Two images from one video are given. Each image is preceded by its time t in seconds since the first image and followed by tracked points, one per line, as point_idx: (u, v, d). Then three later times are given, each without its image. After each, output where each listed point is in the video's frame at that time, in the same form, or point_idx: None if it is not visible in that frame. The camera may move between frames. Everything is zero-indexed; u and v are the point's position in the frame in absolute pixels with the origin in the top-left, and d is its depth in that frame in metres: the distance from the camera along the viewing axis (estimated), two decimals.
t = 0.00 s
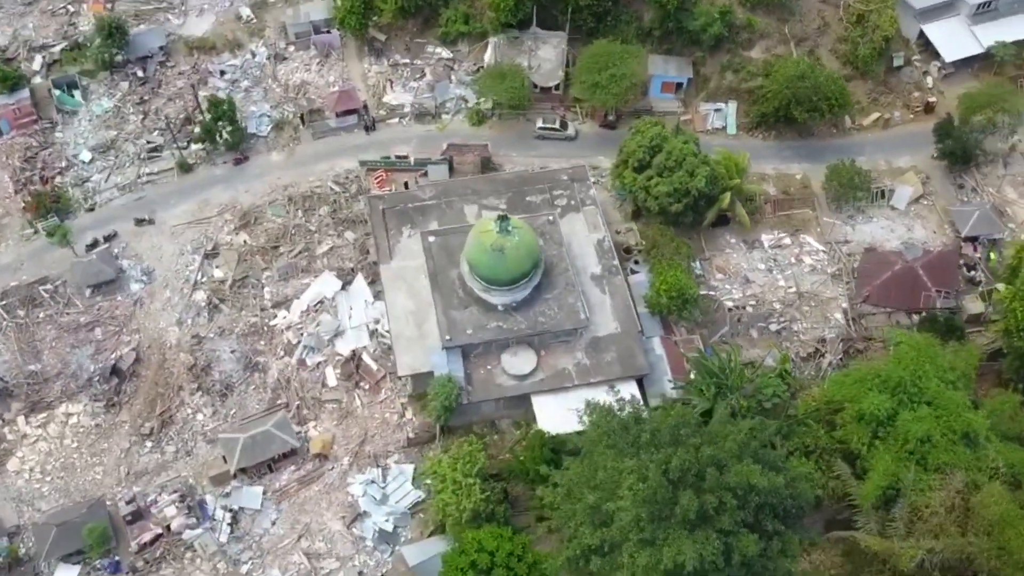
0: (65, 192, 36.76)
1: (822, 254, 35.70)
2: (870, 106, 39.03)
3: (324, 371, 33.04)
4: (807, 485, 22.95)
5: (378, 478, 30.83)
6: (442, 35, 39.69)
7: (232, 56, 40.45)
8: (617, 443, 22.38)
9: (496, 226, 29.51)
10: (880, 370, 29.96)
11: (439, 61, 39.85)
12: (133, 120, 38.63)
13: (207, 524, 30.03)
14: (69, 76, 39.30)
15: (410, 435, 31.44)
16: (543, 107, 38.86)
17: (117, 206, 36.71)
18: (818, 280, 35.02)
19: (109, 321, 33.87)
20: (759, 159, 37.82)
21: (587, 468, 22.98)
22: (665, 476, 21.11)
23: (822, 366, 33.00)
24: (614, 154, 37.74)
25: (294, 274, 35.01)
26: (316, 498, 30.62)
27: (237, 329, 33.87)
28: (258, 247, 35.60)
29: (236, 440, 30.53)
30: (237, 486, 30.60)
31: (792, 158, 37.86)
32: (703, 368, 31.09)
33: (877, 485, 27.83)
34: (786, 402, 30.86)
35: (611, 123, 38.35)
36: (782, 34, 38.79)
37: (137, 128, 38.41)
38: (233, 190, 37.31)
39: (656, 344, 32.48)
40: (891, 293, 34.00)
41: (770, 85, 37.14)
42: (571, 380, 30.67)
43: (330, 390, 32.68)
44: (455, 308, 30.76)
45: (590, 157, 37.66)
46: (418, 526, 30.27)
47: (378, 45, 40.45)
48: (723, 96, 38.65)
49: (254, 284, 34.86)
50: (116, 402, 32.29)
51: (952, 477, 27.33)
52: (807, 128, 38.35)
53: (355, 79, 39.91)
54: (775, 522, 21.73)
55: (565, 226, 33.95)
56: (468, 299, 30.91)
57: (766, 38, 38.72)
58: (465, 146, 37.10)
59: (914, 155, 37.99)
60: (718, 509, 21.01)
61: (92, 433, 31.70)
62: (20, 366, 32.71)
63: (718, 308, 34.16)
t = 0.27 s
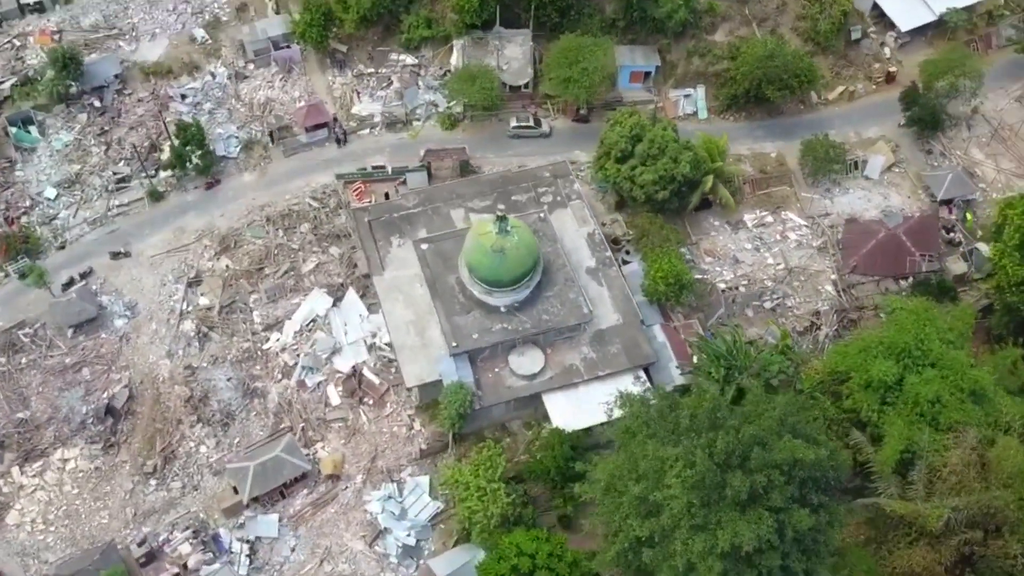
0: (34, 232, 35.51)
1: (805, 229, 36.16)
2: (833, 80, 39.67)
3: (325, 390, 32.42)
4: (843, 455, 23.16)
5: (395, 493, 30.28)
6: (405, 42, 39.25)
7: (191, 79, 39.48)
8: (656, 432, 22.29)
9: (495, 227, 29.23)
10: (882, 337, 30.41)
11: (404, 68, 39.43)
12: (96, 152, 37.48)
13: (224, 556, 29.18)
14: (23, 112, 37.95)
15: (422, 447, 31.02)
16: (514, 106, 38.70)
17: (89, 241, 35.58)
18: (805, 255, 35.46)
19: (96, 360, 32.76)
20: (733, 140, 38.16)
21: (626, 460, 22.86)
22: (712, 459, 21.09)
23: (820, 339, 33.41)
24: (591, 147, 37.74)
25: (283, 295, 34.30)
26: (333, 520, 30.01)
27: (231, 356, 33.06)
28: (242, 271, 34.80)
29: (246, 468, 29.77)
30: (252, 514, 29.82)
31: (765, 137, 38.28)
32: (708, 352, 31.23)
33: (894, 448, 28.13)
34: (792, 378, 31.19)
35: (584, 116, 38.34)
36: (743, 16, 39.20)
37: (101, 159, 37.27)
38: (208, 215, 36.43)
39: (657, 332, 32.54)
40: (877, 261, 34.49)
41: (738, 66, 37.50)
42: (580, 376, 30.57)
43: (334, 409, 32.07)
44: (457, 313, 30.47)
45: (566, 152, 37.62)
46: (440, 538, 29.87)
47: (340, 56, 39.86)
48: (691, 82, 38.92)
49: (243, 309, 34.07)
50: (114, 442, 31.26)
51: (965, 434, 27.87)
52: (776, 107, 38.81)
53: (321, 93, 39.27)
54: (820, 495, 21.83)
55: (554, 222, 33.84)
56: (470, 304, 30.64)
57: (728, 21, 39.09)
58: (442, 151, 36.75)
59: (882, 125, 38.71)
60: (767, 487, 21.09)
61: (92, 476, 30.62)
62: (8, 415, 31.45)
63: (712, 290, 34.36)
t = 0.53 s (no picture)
0: (8, 273, 34.29)
1: (788, 209, 36.58)
2: (799, 60, 40.18)
3: (330, 410, 31.83)
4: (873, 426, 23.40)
5: (413, 507, 29.89)
6: (372, 52, 38.72)
7: (156, 104, 38.49)
8: (693, 420, 22.25)
9: (495, 230, 28.99)
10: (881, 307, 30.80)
11: (374, 78, 38.95)
12: (64, 186, 36.33)
13: None
14: None
15: (435, 458, 30.64)
16: (488, 108, 38.47)
17: (67, 278, 34.47)
18: (792, 234, 35.85)
19: (89, 399, 31.72)
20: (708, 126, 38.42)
21: (663, 451, 22.78)
22: (755, 442, 21.13)
23: (815, 315, 33.80)
24: (569, 144, 37.70)
25: (275, 316, 33.61)
26: (354, 540, 29.46)
27: (229, 383, 32.27)
28: (230, 295, 34.02)
29: (260, 496, 29.08)
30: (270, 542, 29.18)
31: (739, 121, 38.63)
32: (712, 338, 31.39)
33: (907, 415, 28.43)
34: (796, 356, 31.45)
35: (559, 113, 38.26)
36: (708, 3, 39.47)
37: (70, 194, 36.15)
38: (188, 241, 35.56)
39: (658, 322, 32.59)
40: (863, 236, 35.08)
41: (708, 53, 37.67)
42: (589, 372, 30.48)
43: (341, 428, 31.49)
44: (462, 320, 30.21)
45: (546, 151, 37.52)
46: (464, 548, 29.52)
47: (306, 71, 39.21)
48: (662, 71, 39.10)
49: (235, 334, 33.30)
50: (117, 482, 30.29)
51: (974, 396, 28.41)
52: (747, 90, 39.17)
53: (290, 109, 38.58)
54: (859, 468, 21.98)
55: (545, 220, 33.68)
56: (473, 310, 30.41)
57: (694, 9, 39.35)
58: (422, 158, 36.38)
59: (851, 102, 39.32)
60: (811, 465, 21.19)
61: (98, 519, 29.62)
62: (3, 464, 30.26)
63: (705, 276, 34.53)
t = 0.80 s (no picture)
0: None
1: (775, 190, 36.88)
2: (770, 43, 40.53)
3: (340, 426, 31.28)
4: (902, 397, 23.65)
5: (436, 518, 29.52)
6: (346, 61, 38.15)
7: (127, 129, 37.50)
8: (732, 405, 22.25)
9: (500, 231, 28.78)
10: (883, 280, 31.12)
11: (349, 87, 38.39)
12: (40, 218, 35.20)
13: None
14: None
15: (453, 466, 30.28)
16: (468, 109, 38.16)
17: (53, 313, 33.40)
18: (781, 215, 36.16)
19: (90, 435, 30.74)
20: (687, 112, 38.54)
21: (702, 439, 22.75)
22: (799, 422, 21.20)
23: (813, 293, 34.11)
24: (553, 140, 37.57)
25: (274, 336, 32.94)
26: (380, 556, 28.98)
27: (233, 408, 31.53)
28: (225, 318, 33.26)
29: (281, 519, 28.46)
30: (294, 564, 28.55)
31: (717, 106, 38.85)
32: (719, 324, 31.50)
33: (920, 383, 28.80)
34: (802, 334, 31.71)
35: (540, 111, 38.11)
36: None
37: (47, 226, 35.04)
38: (176, 266, 34.70)
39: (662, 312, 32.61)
40: (851, 211, 35.52)
41: (684, 42, 37.76)
42: (602, 366, 30.38)
43: (354, 444, 30.95)
44: (471, 324, 29.88)
45: (530, 149, 37.34)
46: (492, 554, 29.22)
47: (279, 84, 38.52)
48: (637, 62, 39.17)
49: (235, 357, 32.55)
50: (129, 518, 29.40)
51: (984, 360, 28.90)
52: (722, 76, 39.41)
53: (267, 124, 37.85)
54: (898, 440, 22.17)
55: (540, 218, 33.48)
56: (481, 313, 30.10)
57: None
58: (408, 165, 35.94)
59: (824, 81, 39.79)
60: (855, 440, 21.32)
61: (114, 558, 28.72)
62: (7, 510, 29.19)
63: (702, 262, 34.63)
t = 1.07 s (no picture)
0: None
1: (751, 169, 37.22)
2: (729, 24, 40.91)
3: (349, 444, 30.67)
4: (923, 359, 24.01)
5: (459, 526, 29.17)
6: (310, 73, 37.43)
7: (89, 161, 36.28)
8: (765, 383, 22.34)
9: (502, 232, 28.35)
10: (874, 248, 31.63)
11: (315, 101, 37.70)
12: (9, 260, 33.85)
13: None
14: None
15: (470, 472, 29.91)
16: (438, 113, 37.77)
17: (35, 357, 32.15)
18: (760, 193, 36.50)
19: (91, 479, 29.64)
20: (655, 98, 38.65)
21: (738, 419, 22.80)
22: (837, 391, 21.34)
23: (802, 266, 34.49)
24: (527, 137, 37.41)
25: (270, 359, 32.16)
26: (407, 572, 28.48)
27: (237, 436, 30.70)
28: (217, 345, 32.37)
29: (303, 545, 27.80)
30: None
31: (684, 91, 39.09)
32: (718, 306, 31.69)
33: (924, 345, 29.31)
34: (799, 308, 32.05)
35: (511, 109, 37.90)
36: None
37: (18, 268, 33.70)
38: (157, 297, 33.68)
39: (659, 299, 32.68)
40: (828, 183, 36.00)
41: (649, 27, 37.69)
42: (609, 358, 30.31)
43: (365, 460, 30.36)
44: (476, 328, 29.55)
45: (506, 148, 37.11)
46: (519, 558, 28.93)
47: (243, 103, 37.67)
48: (602, 54, 39.21)
49: (231, 384, 31.69)
50: (142, 560, 28.41)
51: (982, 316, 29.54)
52: (686, 60, 39.66)
53: (234, 145, 36.96)
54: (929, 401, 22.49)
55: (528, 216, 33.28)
56: (485, 315, 29.78)
57: None
58: (386, 174, 35.44)
59: (785, 58, 40.31)
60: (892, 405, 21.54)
61: None
62: (13, 565, 27.96)
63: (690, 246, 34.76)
